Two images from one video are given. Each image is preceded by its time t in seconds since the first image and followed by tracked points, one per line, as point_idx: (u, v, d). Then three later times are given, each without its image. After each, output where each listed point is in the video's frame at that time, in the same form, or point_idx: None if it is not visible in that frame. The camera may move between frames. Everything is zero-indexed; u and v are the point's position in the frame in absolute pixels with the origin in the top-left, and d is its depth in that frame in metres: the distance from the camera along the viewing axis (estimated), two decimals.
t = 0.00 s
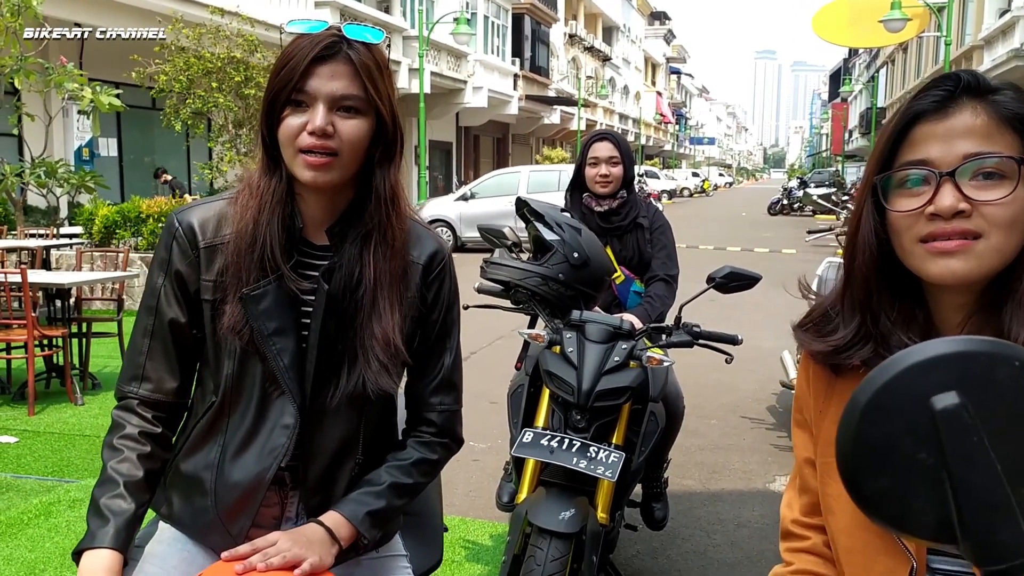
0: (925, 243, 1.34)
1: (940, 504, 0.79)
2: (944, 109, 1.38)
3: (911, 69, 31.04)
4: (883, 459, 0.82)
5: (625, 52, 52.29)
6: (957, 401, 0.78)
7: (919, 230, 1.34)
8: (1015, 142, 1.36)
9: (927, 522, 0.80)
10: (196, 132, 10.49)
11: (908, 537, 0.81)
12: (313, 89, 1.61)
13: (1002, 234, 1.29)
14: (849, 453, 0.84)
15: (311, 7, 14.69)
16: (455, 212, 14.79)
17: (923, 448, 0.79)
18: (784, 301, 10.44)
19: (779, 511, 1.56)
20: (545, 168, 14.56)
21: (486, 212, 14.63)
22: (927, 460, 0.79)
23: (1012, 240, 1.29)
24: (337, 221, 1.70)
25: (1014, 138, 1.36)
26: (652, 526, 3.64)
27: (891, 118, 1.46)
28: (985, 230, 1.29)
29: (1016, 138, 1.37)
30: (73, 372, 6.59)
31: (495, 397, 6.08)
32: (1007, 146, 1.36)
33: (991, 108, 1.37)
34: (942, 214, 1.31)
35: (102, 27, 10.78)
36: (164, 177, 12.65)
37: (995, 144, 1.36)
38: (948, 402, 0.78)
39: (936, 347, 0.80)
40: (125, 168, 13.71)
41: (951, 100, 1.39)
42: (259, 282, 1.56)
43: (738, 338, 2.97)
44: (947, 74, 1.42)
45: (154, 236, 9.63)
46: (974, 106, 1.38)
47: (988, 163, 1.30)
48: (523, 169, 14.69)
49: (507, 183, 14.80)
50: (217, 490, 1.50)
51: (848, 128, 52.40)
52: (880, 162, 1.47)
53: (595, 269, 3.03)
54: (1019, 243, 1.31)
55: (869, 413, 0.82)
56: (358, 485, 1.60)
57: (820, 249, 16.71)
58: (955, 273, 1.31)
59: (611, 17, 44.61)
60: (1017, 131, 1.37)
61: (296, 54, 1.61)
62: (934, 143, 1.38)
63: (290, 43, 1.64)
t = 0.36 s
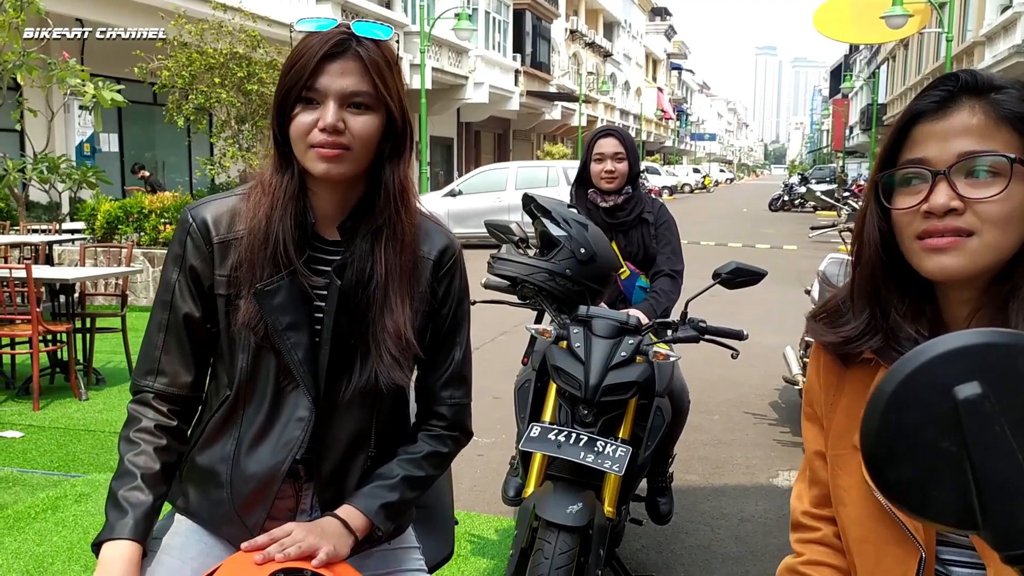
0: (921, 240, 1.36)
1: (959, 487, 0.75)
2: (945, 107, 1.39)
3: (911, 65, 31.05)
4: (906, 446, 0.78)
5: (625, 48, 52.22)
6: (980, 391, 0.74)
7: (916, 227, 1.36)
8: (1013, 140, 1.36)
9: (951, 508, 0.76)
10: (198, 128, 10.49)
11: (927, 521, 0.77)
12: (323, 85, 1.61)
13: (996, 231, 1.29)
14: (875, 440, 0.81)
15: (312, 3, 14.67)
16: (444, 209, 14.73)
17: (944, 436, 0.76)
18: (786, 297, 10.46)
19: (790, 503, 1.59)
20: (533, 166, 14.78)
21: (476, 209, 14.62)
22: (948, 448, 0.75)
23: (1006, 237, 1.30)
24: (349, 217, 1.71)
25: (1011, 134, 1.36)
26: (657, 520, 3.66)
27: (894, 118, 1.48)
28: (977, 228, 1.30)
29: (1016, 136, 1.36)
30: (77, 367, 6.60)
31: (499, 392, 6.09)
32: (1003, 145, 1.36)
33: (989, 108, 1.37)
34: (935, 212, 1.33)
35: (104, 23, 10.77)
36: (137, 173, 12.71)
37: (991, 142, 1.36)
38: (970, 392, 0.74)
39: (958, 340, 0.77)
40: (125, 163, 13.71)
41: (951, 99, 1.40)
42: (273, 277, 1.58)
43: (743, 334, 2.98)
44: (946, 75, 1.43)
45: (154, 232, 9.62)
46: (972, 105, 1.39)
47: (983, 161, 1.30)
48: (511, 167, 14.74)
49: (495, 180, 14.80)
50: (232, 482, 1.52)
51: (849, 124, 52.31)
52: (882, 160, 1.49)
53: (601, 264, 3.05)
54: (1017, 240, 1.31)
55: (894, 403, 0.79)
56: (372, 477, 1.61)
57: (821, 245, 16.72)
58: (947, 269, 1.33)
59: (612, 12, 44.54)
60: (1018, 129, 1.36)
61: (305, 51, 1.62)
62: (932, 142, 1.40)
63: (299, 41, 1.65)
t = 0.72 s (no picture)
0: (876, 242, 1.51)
1: (977, 476, 0.72)
2: (909, 118, 1.51)
3: (910, 66, 31.13)
4: (927, 441, 0.74)
5: (625, 49, 52.26)
6: (999, 385, 0.71)
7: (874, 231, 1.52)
8: (960, 146, 1.43)
9: (967, 496, 0.72)
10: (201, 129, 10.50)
11: (947, 511, 0.74)
12: (341, 84, 1.64)
13: (927, 235, 1.42)
14: (894, 436, 0.77)
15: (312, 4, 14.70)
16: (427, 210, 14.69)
17: (965, 428, 0.73)
18: (786, 298, 10.50)
19: (804, 499, 1.66)
20: (517, 167, 14.83)
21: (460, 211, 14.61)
22: (968, 440, 0.72)
23: (939, 240, 1.41)
24: (368, 218, 1.74)
25: (951, 141, 1.44)
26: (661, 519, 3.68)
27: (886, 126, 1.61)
28: (911, 232, 1.43)
29: (959, 144, 1.43)
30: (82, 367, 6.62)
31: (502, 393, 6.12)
32: (946, 153, 1.44)
33: (942, 116, 1.46)
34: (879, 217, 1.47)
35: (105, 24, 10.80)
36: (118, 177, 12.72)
37: (931, 151, 1.46)
38: (989, 386, 0.72)
39: (967, 342, 0.74)
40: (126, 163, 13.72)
41: (914, 110, 1.52)
42: (294, 278, 1.61)
43: (748, 333, 3.01)
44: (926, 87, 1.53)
45: (156, 233, 9.62)
46: (930, 115, 1.49)
47: (910, 173, 1.45)
48: (495, 168, 14.75)
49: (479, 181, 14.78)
50: (255, 479, 1.56)
51: (848, 125, 52.37)
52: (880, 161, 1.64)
53: (608, 265, 3.08)
54: (947, 244, 1.41)
55: (915, 399, 0.75)
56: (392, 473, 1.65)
57: (821, 246, 16.79)
58: (885, 270, 1.47)
59: (611, 13, 44.58)
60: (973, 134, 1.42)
61: (322, 53, 1.65)
62: (898, 151, 1.52)
63: (314, 44, 1.68)
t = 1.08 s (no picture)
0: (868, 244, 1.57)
1: (987, 463, 0.77)
2: (895, 125, 1.57)
3: (902, 69, 31.32)
4: (940, 428, 0.78)
5: (618, 50, 52.38)
6: (1007, 376, 0.75)
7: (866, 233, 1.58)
8: (929, 151, 1.48)
9: (976, 480, 0.77)
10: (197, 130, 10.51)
11: (959, 493, 0.78)
12: (351, 88, 1.68)
13: (904, 235, 1.47)
14: (909, 425, 0.81)
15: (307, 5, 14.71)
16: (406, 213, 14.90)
17: (976, 416, 0.77)
18: (780, 299, 10.56)
19: (809, 492, 1.71)
20: (496, 167, 14.84)
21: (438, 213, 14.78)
22: (980, 427, 0.77)
23: (912, 240, 1.47)
24: (379, 218, 1.77)
25: (925, 147, 1.48)
26: (660, 517, 3.72)
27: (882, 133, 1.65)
28: (892, 232, 1.49)
29: (931, 148, 1.48)
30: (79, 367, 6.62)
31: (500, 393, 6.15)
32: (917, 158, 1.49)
33: (914, 125, 1.52)
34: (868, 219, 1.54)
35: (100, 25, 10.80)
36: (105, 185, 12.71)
37: (909, 155, 1.51)
38: (998, 376, 0.75)
39: (978, 335, 0.77)
40: (120, 163, 13.70)
41: (898, 118, 1.57)
42: (308, 277, 1.64)
43: (747, 333, 3.05)
44: (914, 96, 1.58)
45: (152, 233, 9.60)
46: (905, 125, 1.54)
47: (888, 176, 1.51)
48: (474, 169, 14.87)
49: (458, 182, 14.92)
50: (270, 473, 1.59)
51: (840, 126, 52.63)
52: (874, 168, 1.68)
53: (609, 266, 3.12)
54: (921, 244, 1.46)
55: (928, 389, 0.78)
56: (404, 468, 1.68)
57: (814, 247, 16.89)
58: (873, 268, 1.53)
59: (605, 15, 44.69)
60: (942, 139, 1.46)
61: (333, 58, 1.68)
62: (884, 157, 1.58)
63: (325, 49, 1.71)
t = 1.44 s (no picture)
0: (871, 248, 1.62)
1: (995, 453, 0.81)
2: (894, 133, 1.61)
3: (894, 72, 31.50)
4: (952, 419, 0.82)
5: (611, 52, 52.54)
6: (1016, 369, 0.79)
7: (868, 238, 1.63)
8: (930, 158, 1.52)
9: (985, 468, 0.82)
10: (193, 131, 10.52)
11: (966, 481, 0.83)
12: (362, 92, 1.71)
13: (908, 238, 1.52)
14: (922, 416, 0.85)
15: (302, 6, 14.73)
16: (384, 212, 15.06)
17: (986, 409, 0.81)
18: (774, 301, 10.62)
19: (814, 488, 1.75)
20: (474, 168, 14.90)
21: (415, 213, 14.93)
22: (992, 420, 0.81)
23: (915, 243, 1.52)
24: (389, 219, 1.80)
25: (925, 152, 1.53)
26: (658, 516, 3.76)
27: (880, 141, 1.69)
28: (893, 236, 1.54)
29: (931, 153, 1.52)
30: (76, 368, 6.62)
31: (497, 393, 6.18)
32: (919, 165, 1.53)
33: (915, 131, 1.56)
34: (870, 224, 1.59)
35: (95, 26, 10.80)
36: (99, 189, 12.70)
37: (910, 160, 1.55)
38: (1007, 370, 0.79)
39: (987, 332, 0.80)
40: (114, 164, 13.68)
41: (898, 125, 1.62)
42: (320, 278, 1.67)
43: (745, 333, 3.09)
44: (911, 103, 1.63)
45: (148, 234, 9.59)
46: (906, 132, 1.59)
47: (889, 181, 1.56)
48: (451, 171, 14.97)
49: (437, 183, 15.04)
50: (285, 470, 1.62)
51: (833, 129, 52.89)
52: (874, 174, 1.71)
53: (609, 267, 3.16)
54: (923, 247, 1.51)
55: (941, 383, 0.82)
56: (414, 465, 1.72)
57: (808, 249, 16.98)
58: (878, 270, 1.57)
59: (598, 16, 44.78)
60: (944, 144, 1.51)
61: (343, 63, 1.71)
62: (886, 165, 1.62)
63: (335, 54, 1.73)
